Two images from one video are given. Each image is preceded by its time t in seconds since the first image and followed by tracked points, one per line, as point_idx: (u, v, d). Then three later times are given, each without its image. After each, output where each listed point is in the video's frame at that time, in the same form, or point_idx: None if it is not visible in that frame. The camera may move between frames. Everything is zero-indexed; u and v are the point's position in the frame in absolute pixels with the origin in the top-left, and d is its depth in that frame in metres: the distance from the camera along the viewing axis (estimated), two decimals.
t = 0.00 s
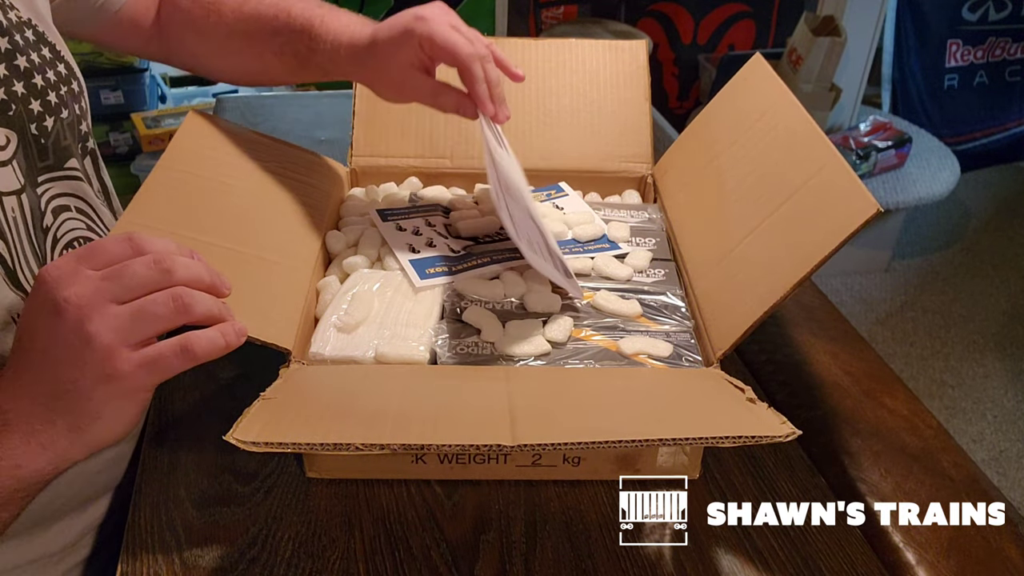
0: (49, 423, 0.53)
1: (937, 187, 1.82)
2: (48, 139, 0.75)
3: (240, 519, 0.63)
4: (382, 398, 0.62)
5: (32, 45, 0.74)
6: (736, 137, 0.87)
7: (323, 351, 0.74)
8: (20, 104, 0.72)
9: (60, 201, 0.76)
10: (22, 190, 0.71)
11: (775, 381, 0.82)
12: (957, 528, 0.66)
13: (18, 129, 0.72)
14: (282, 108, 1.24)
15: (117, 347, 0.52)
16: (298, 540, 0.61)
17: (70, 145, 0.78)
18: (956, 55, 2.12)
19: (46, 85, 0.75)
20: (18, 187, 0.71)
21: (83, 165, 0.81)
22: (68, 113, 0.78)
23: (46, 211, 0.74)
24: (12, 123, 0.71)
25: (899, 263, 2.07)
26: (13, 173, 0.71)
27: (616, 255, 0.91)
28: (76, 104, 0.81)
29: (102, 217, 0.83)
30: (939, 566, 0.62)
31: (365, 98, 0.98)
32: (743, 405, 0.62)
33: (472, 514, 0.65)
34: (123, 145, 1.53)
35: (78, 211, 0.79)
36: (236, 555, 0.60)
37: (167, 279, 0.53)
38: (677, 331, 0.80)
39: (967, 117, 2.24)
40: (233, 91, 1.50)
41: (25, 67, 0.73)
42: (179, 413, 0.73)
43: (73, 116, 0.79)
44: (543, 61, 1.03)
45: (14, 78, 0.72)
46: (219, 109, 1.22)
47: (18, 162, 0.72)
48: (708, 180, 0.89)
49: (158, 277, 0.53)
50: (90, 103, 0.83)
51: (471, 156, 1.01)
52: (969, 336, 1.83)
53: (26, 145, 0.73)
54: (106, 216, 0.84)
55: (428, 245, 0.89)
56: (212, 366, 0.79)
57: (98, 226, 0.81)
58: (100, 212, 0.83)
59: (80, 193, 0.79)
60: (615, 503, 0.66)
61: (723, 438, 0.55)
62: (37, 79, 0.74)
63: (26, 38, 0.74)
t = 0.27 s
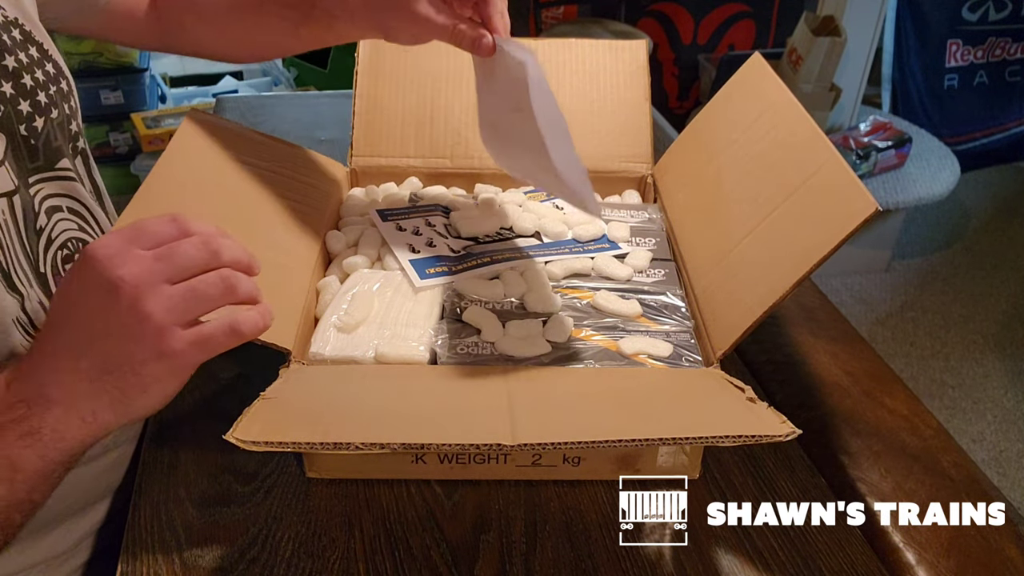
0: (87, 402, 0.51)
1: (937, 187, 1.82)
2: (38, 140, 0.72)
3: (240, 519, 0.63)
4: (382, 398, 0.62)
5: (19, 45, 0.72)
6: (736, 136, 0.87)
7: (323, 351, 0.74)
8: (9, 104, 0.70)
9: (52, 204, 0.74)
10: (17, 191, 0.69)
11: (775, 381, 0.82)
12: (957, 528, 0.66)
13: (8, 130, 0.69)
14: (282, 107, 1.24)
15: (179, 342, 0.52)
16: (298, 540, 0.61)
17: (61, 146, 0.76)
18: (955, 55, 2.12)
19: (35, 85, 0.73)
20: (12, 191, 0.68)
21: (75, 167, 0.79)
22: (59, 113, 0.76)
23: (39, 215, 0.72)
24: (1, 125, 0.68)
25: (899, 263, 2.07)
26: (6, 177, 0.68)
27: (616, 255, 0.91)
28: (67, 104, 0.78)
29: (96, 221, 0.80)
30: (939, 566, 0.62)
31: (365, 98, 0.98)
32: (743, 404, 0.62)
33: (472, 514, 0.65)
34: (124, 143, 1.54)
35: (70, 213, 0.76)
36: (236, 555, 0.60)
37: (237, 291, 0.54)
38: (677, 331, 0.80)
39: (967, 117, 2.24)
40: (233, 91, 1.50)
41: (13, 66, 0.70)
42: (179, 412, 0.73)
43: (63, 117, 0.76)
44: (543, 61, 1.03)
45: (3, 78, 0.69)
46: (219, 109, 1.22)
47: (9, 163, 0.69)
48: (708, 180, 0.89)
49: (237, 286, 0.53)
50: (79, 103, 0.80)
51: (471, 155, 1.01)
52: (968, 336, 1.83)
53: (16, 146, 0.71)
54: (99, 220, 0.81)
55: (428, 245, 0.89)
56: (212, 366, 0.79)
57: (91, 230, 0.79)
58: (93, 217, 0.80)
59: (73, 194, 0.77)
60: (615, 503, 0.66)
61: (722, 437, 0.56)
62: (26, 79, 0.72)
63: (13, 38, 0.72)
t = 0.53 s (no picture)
0: (148, 321, 0.46)
1: (937, 187, 1.82)
2: (25, 135, 0.72)
3: (240, 519, 0.63)
4: (383, 398, 0.62)
5: (7, 42, 0.72)
6: (735, 136, 0.87)
7: (323, 351, 0.74)
8: None
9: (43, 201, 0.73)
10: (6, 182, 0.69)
11: (775, 381, 0.82)
12: (957, 528, 0.66)
13: None
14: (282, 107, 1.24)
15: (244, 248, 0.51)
16: (298, 540, 0.61)
17: (51, 142, 0.75)
18: (956, 55, 2.12)
19: (23, 81, 0.72)
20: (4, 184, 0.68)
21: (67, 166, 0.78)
22: (47, 110, 0.75)
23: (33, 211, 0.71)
24: None
25: (899, 263, 2.07)
26: None
27: (616, 255, 0.91)
28: (55, 102, 0.78)
29: (87, 222, 0.80)
30: (939, 566, 0.62)
31: (365, 98, 0.98)
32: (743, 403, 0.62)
33: (472, 514, 0.65)
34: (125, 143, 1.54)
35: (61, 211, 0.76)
36: (236, 555, 0.60)
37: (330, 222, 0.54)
38: (677, 331, 0.79)
39: (967, 117, 2.24)
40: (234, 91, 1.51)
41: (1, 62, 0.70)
42: (179, 412, 0.73)
43: (51, 114, 0.76)
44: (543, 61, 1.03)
45: None
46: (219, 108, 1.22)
47: None
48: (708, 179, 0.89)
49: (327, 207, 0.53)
50: (67, 101, 0.80)
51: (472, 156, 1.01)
52: (968, 336, 1.83)
53: (4, 141, 0.70)
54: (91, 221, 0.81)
55: (428, 245, 0.89)
56: (212, 366, 0.79)
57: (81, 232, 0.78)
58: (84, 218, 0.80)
59: (64, 193, 0.76)
60: (615, 503, 0.66)
61: (721, 437, 0.56)
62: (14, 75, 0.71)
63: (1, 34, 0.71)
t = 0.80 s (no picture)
0: (197, 209, 0.54)
1: (937, 187, 1.82)
2: (30, 106, 0.72)
3: (240, 519, 0.63)
4: (383, 398, 0.62)
5: (12, 17, 0.72)
6: (734, 135, 0.87)
7: (323, 351, 0.74)
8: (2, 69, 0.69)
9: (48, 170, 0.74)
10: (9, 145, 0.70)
11: (775, 381, 0.82)
12: (957, 529, 0.66)
13: None
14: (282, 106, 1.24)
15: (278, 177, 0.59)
16: (298, 540, 0.61)
17: (55, 114, 0.76)
18: (955, 55, 2.12)
19: (28, 55, 0.72)
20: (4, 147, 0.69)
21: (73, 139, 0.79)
22: (54, 83, 0.75)
23: (35, 179, 0.72)
24: None
25: (899, 263, 2.07)
26: None
27: (616, 255, 0.91)
28: (62, 78, 0.78)
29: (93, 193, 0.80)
30: (940, 566, 0.63)
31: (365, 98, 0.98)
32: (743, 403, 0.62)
33: (472, 514, 0.65)
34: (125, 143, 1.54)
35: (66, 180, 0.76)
36: (236, 556, 0.60)
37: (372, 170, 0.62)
38: (677, 331, 0.79)
39: (967, 117, 2.24)
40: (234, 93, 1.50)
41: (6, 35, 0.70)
42: (178, 412, 0.73)
43: (57, 89, 0.76)
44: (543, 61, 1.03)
45: None
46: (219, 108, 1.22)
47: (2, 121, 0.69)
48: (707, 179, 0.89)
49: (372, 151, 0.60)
50: (74, 79, 0.80)
51: (472, 156, 1.01)
52: (968, 336, 1.83)
53: (8, 111, 0.71)
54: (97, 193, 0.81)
55: (428, 245, 0.89)
56: (212, 366, 0.79)
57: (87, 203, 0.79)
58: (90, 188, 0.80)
59: (68, 165, 0.77)
60: (615, 503, 0.66)
61: (721, 436, 0.56)
62: (19, 47, 0.71)
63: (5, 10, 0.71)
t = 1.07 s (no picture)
0: (160, 197, 0.54)
1: (937, 188, 1.82)
2: (46, 77, 0.71)
3: (239, 520, 0.63)
4: (383, 398, 0.62)
5: None
6: (734, 134, 0.87)
7: (323, 351, 0.74)
8: (15, 41, 0.68)
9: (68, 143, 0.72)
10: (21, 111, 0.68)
11: (776, 381, 0.82)
12: (957, 529, 0.66)
13: (15, 62, 0.68)
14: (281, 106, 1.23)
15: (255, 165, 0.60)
16: (298, 540, 0.61)
17: (72, 88, 0.74)
18: (956, 55, 2.12)
19: (43, 30, 0.71)
20: (16, 111, 0.67)
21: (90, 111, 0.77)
22: (69, 59, 0.74)
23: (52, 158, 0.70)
24: (6, 57, 0.67)
25: (899, 263, 2.07)
26: (10, 94, 0.67)
27: (616, 255, 0.91)
28: (78, 57, 0.76)
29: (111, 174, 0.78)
30: (940, 566, 0.63)
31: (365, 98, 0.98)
32: (743, 403, 0.62)
33: (473, 514, 0.65)
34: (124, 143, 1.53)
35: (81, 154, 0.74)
36: (236, 556, 0.60)
37: (349, 157, 0.64)
38: (677, 331, 0.79)
39: (967, 117, 2.24)
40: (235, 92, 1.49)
41: (22, 10, 0.69)
42: (178, 412, 0.73)
43: (73, 66, 0.75)
44: (543, 61, 1.03)
45: (11, 18, 0.68)
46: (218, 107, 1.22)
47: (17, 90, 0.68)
48: (707, 178, 0.89)
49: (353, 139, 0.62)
50: (92, 60, 0.79)
51: (472, 156, 1.01)
52: (968, 336, 1.83)
53: (25, 81, 0.69)
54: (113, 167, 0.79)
55: (428, 245, 0.89)
56: (212, 365, 0.79)
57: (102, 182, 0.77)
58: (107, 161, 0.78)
59: (85, 137, 0.74)
60: (615, 503, 0.66)
61: (723, 436, 0.56)
62: (35, 23, 0.71)
63: None
